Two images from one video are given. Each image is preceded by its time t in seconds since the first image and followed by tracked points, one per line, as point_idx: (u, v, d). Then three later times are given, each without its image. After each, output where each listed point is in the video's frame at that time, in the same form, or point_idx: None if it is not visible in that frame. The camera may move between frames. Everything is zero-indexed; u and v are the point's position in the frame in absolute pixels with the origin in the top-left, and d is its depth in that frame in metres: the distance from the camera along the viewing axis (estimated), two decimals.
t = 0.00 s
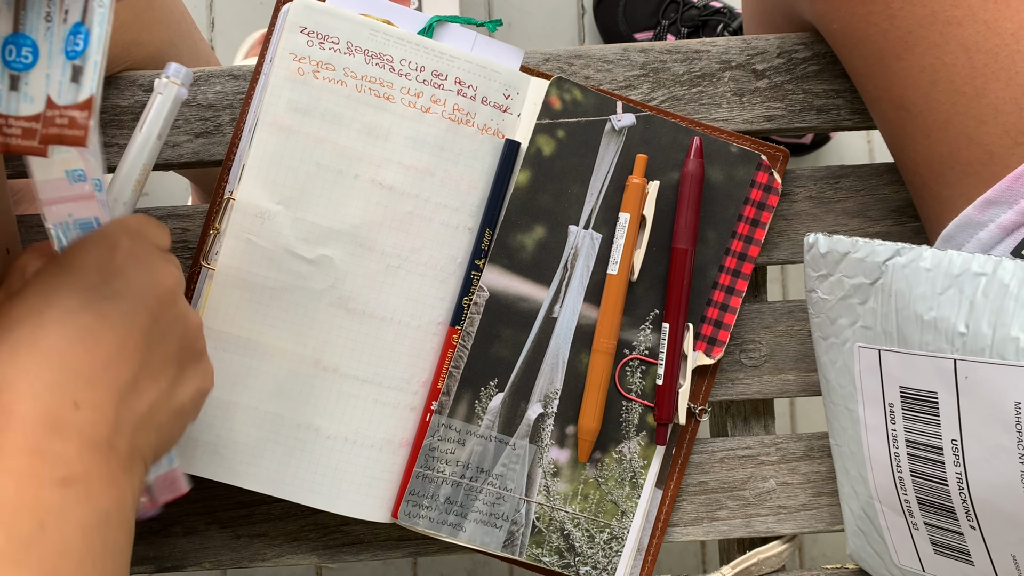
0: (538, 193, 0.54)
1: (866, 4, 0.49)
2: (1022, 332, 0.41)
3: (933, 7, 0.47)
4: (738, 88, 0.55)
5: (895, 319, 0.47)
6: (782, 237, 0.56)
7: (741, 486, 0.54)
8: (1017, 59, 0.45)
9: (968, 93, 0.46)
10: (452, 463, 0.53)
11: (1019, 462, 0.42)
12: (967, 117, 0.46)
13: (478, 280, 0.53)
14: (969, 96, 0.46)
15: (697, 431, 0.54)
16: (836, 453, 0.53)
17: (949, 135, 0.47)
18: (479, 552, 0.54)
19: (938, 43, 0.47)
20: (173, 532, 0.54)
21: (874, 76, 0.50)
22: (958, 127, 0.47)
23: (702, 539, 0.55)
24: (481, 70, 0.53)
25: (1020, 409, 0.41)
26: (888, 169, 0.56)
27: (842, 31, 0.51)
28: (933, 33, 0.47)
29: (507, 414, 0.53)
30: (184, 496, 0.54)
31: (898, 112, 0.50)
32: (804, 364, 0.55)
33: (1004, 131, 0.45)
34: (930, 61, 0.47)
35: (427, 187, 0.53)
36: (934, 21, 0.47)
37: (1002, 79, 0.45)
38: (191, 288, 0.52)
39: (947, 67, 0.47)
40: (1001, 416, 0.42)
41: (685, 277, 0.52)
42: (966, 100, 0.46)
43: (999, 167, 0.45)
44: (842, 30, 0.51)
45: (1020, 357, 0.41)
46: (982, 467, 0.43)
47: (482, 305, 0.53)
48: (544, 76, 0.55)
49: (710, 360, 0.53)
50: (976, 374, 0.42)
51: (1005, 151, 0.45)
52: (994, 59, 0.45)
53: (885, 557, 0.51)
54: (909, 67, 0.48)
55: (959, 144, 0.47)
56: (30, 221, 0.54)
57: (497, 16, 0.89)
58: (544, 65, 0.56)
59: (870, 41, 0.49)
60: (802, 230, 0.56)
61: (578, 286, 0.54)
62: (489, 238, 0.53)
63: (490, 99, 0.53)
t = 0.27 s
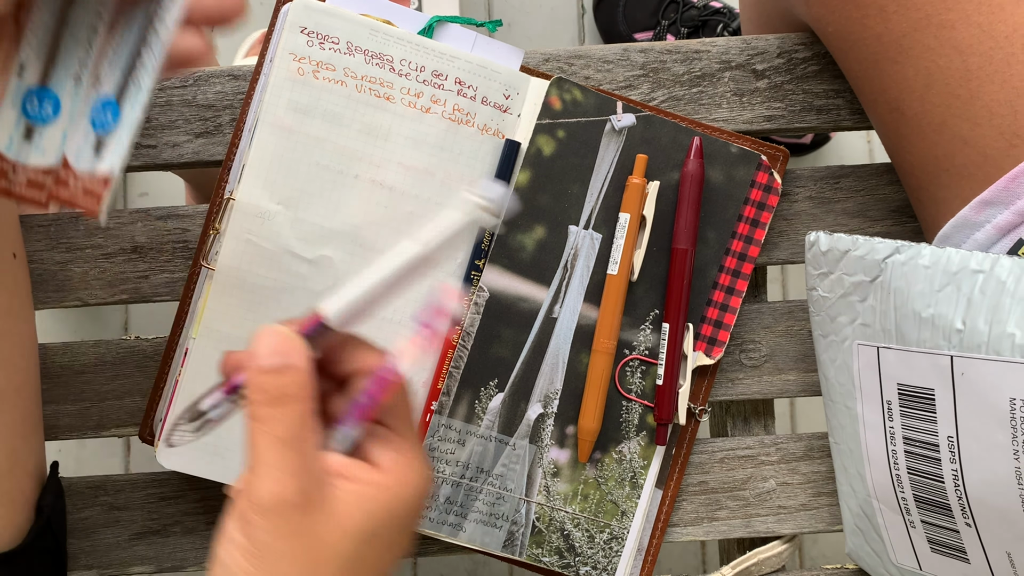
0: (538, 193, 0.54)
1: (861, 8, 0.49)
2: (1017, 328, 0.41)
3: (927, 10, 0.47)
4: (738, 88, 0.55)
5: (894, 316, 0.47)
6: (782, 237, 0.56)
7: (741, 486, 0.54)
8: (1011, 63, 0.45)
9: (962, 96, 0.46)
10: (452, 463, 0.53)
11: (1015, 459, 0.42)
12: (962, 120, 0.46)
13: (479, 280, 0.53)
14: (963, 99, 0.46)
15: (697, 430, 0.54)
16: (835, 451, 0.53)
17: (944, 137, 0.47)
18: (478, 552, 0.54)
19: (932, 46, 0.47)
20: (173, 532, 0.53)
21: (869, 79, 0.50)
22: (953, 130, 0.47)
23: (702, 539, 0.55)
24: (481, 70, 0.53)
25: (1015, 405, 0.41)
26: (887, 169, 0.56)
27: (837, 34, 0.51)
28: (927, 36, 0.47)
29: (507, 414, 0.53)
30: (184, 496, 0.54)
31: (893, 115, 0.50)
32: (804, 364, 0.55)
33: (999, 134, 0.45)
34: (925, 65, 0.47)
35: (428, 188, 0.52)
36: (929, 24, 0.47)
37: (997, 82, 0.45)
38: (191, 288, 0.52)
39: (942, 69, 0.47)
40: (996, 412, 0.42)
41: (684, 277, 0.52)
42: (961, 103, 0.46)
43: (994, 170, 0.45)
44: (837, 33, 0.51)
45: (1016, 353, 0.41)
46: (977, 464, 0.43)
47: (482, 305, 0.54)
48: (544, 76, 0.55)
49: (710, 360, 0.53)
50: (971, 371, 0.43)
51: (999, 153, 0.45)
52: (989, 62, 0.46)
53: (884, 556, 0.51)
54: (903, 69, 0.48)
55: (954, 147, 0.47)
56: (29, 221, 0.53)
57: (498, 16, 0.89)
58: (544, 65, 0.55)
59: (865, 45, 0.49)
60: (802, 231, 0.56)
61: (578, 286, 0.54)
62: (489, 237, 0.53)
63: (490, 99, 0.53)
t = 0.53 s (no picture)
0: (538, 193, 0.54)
1: (858, 8, 0.49)
2: (1018, 326, 0.41)
3: (925, 10, 0.47)
4: (739, 87, 0.55)
5: (894, 316, 0.47)
6: (783, 237, 0.56)
7: (742, 487, 0.54)
8: (1009, 61, 0.44)
9: (961, 96, 0.46)
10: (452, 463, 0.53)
11: (1016, 457, 0.41)
12: (959, 121, 0.46)
13: (479, 280, 0.53)
14: (962, 100, 0.46)
15: (698, 431, 0.54)
16: (836, 452, 0.53)
17: (942, 138, 0.47)
18: (478, 553, 0.54)
19: (930, 47, 0.47)
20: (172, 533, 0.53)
21: (869, 79, 0.50)
22: (952, 131, 0.47)
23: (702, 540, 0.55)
24: (481, 70, 0.53)
25: (1016, 403, 0.41)
26: (888, 169, 0.55)
27: (837, 35, 0.51)
28: (925, 37, 0.47)
29: (507, 415, 0.53)
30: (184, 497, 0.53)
31: (891, 115, 0.50)
32: (805, 364, 0.55)
33: (997, 134, 0.45)
34: (923, 66, 0.47)
35: (427, 187, 0.52)
36: (927, 24, 0.47)
37: (995, 82, 0.45)
38: (187, 290, 0.52)
39: (940, 70, 0.46)
40: (997, 411, 0.42)
41: (685, 277, 0.52)
42: (959, 104, 0.46)
43: (991, 171, 0.45)
44: (836, 34, 0.51)
45: (1017, 351, 0.40)
46: (978, 462, 0.43)
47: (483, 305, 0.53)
48: (544, 76, 0.54)
49: (711, 361, 0.53)
50: (973, 369, 0.42)
51: (998, 153, 0.45)
52: (986, 62, 0.45)
53: (884, 557, 0.51)
54: (901, 70, 0.48)
55: (953, 148, 0.47)
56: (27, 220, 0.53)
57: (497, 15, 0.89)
58: (544, 64, 0.55)
59: (864, 45, 0.49)
60: (803, 230, 0.55)
61: (578, 287, 0.54)
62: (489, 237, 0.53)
63: (490, 99, 0.53)
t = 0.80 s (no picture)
0: (538, 193, 0.54)
1: (858, 8, 0.49)
2: (1017, 326, 0.40)
3: (925, 11, 0.47)
4: (740, 87, 0.55)
5: (894, 316, 0.47)
6: (783, 237, 0.55)
7: (742, 488, 0.54)
8: (1010, 62, 0.44)
9: (961, 96, 0.46)
10: (452, 464, 0.52)
11: (1016, 457, 0.41)
12: (959, 120, 0.46)
13: (478, 280, 0.53)
14: (961, 100, 0.46)
15: (698, 432, 0.54)
16: (836, 452, 0.53)
17: (942, 138, 0.47)
18: (478, 553, 0.53)
19: (930, 47, 0.47)
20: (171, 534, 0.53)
21: (869, 78, 0.50)
22: (952, 131, 0.46)
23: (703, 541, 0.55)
24: (481, 70, 0.53)
25: (1016, 403, 0.40)
26: (889, 168, 0.55)
27: (837, 35, 0.51)
28: (925, 37, 0.47)
29: (507, 415, 0.53)
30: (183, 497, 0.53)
31: (892, 115, 0.50)
32: (806, 365, 0.55)
33: (997, 134, 0.44)
34: (923, 66, 0.47)
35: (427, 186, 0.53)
36: (927, 24, 0.46)
37: (995, 82, 0.45)
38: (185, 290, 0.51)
39: (939, 70, 0.46)
40: (997, 411, 0.41)
41: (686, 277, 0.52)
42: (959, 104, 0.46)
43: (991, 171, 0.45)
44: (837, 34, 0.51)
45: (1017, 351, 0.40)
46: (978, 462, 0.43)
47: (482, 305, 0.53)
48: (544, 75, 0.54)
49: (711, 361, 0.53)
50: (973, 369, 0.42)
51: (997, 153, 0.44)
52: (986, 62, 0.45)
53: (884, 557, 0.51)
54: (901, 70, 0.48)
55: (953, 148, 0.46)
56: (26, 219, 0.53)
57: (497, 15, 0.89)
58: (544, 63, 0.55)
59: (864, 44, 0.49)
60: (803, 230, 0.55)
61: (578, 287, 0.53)
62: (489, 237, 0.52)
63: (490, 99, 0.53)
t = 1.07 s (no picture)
0: (539, 193, 0.53)
1: (858, 8, 0.49)
2: (1017, 328, 0.41)
3: (925, 10, 0.46)
4: (740, 87, 0.55)
5: (893, 317, 0.46)
6: (784, 237, 0.55)
7: (742, 488, 0.54)
8: (1010, 62, 0.44)
9: (961, 96, 0.46)
10: (452, 464, 0.52)
11: (1016, 459, 0.41)
12: (960, 121, 0.46)
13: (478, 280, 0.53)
14: (962, 100, 0.46)
15: (699, 432, 0.54)
16: (836, 453, 0.52)
17: (943, 138, 0.47)
18: (479, 554, 0.53)
19: (930, 47, 0.46)
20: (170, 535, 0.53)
21: (869, 78, 0.50)
22: (952, 131, 0.46)
23: (703, 541, 0.55)
24: (481, 70, 0.53)
25: (1016, 404, 0.41)
26: (889, 168, 0.55)
27: (837, 35, 0.51)
28: (925, 37, 0.47)
29: (507, 415, 0.53)
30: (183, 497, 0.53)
31: (892, 116, 0.50)
32: (806, 365, 0.55)
33: (997, 134, 0.44)
34: (923, 66, 0.47)
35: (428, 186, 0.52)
36: (927, 24, 0.46)
37: (995, 82, 0.44)
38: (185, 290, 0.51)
39: (940, 70, 0.46)
40: (996, 413, 0.42)
41: (686, 277, 0.52)
42: (959, 104, 0.46)
43: (992, 171, 0.45)
44: (837, 33, 0.51)
45: (1017, 352, 0.40)
46: (977, 463, 0.43)
47: (482, 305, 0.53)
48: (544, 75, 0.54)
49: (711, 361, 0.53)
50: (972, 371, 0.42)
51: (998, 154, 0.44)
52: (985, 62, 0.45)
53: (884, 558, 0.51)
54: (901, 70, 0.48)
55: (953, 148, 0.46)
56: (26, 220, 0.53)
57: (497, 14, 0.89)
58: (543, 63, 0.55)
59: (863, 44, 0.49)
60: (804, 230, 0.55)
61: (578, 287, 0.53)
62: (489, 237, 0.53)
63: (490, 98, 0.53)
